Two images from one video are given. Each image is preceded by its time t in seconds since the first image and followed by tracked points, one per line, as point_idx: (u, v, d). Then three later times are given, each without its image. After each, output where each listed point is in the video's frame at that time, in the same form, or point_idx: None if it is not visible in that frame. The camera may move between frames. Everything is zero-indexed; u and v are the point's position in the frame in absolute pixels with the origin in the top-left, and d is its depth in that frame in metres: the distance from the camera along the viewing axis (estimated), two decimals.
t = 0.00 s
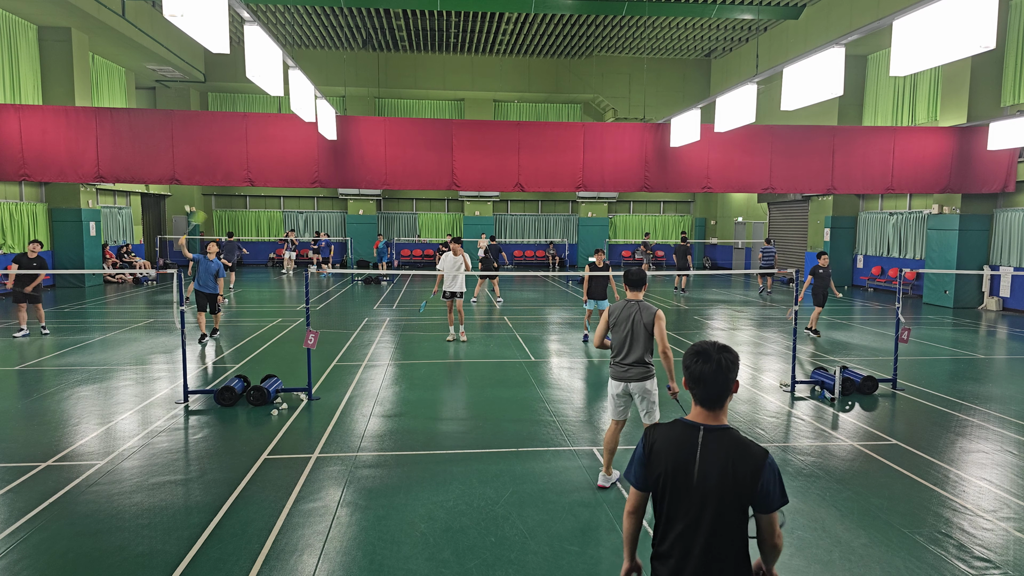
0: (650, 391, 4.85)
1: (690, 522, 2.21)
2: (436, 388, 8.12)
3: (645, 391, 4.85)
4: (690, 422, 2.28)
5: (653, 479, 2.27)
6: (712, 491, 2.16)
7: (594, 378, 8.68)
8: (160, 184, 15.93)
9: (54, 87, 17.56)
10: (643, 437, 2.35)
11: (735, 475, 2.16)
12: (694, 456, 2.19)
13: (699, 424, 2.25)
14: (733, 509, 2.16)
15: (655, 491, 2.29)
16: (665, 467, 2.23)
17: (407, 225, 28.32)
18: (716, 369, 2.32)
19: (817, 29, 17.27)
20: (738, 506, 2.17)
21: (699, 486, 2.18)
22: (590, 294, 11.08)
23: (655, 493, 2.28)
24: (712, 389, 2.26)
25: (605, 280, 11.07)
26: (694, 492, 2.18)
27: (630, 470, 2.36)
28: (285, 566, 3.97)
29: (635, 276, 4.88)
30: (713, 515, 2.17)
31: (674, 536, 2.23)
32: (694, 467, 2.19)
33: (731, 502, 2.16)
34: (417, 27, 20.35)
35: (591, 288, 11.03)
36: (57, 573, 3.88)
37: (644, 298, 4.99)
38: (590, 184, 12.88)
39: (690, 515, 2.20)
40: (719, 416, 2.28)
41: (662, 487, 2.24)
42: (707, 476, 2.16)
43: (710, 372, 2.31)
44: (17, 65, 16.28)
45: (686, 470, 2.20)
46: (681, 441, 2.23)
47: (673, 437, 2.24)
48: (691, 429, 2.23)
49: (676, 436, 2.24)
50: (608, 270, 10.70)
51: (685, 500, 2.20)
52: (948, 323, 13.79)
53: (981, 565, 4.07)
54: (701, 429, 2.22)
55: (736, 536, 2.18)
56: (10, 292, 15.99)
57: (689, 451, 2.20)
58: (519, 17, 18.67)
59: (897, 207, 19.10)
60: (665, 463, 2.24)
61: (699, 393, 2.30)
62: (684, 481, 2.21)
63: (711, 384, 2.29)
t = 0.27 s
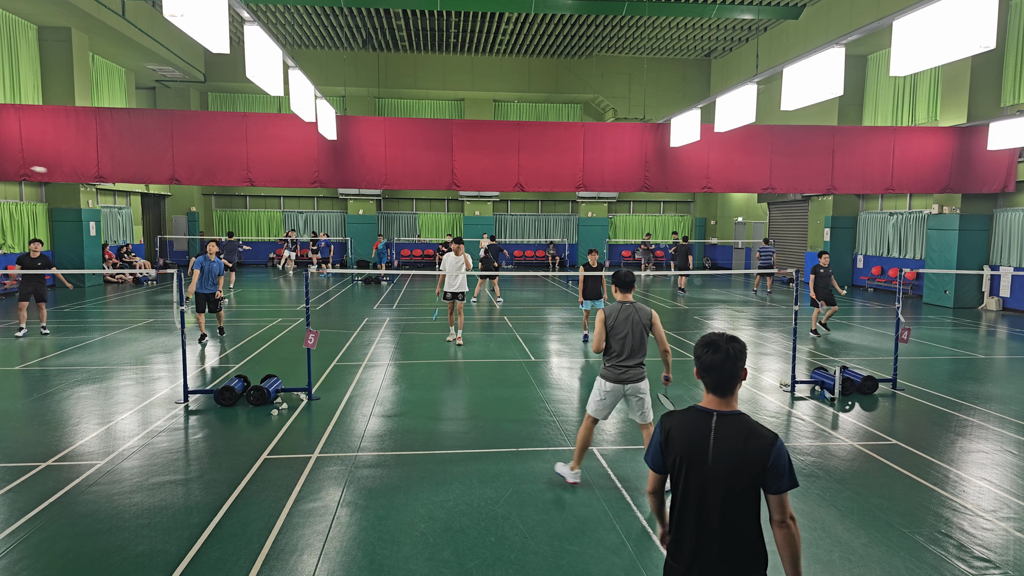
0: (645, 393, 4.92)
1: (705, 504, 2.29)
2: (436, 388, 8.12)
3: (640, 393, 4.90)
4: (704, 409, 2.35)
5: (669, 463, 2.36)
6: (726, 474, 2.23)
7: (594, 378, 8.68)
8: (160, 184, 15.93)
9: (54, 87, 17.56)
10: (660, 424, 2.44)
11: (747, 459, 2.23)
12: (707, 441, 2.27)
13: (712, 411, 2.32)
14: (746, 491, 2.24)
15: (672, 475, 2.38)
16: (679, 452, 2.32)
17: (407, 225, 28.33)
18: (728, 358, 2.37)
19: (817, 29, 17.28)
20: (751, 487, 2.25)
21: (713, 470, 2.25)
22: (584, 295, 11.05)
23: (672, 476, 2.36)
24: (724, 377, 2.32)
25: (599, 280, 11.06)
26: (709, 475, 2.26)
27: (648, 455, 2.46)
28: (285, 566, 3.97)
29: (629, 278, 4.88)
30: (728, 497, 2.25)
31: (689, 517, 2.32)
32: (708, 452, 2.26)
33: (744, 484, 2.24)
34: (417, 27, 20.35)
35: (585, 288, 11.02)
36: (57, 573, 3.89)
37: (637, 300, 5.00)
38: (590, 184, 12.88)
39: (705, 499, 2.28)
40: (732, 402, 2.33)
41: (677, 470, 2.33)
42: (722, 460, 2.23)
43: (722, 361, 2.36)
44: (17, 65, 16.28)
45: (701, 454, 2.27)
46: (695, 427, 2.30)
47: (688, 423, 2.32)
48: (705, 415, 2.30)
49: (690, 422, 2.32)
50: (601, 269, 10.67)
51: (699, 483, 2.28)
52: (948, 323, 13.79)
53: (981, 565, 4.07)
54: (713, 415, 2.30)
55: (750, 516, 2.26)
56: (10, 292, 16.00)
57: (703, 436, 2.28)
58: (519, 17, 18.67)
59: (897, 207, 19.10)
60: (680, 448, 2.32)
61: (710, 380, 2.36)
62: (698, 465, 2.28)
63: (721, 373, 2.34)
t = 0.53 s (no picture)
0: (611, 398, 4.98)
1: (732, 485, 2.48)
2: (436, 388, 8.13)
3: (605, 399, 4.97)
4: (732, 398, 2.52)
5: (699, 448, 2.53)
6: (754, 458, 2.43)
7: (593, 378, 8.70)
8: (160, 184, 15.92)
9: (54, 87, 17.56)
10: (690, 411, 2.59)
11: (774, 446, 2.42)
12: (739, 428, 2.45)
13: (740, 400, 2.49)
14: (771, 475, 2.44)
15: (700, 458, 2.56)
16: (711, 438, 2.49)
17: (407, 225, 28.33)
18: (757, 350, 2.51)
19: (817, 29, 17.28)
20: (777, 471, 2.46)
21: (743, 455, 2.44)
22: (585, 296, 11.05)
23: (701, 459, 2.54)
24: (752, 370, 2.47)
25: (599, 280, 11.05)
26: (738, 461, 2.45)
27: (677, 439, 2.62)
28: (285, 566, 3.97)
29: (594, 282, 4.82)
30: (754, 480, 2.45)
31: (717, 498, 2.51)
32: (739, 439, 2.44)
33: (770, 468, 2.44)
34: (417, 27, 20.35)
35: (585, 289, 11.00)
36: (57, 573, 3.88)
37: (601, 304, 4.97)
38: (590, 184, 12.87)
39: (733, 482, 2.47)
40: (758, 391, 2.49)
41: (707, 455, 2.50)
42: (751, 446, 2.42)
43: (749, 354, 2.50)
44: (17, 65, 16.28)
45: (731, 441, 2.45)
46: (727, 415, 2.47)
47: (719, 411, 2.49)
48: (736, 404, 2.48)
49: (721, 411, 2.49)
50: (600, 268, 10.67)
51: (729, 468, 2.47)
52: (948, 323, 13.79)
53: (981, 565, 4.07)
54: (744, 405, 2.46)
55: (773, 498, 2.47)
56: (10, 292, 16.00)
57: (735, 424, 2.46)
58: (519, 17, 18.67)
59: (897, 207, 19.10)
60: (712, 434, 2.49)
61: (739, 370, 2.50)
62: (729, 451, 2.46)
63: (752, 363, 2.49)
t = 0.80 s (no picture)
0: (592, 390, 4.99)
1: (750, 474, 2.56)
2: (436, 388, 8.13)
3: (587, 390, 4.97)
4: (748, 389, 2.60)
5: (718, 438, 2.59)
6: (772, 447, 2.53)
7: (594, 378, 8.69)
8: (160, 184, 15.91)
9: (54, 87, 17.56)
10: (706, 402, 2.64)
11: (791, 434, 2.54)
12: (759, 418, 2.53)
13: (757, 390, 2.58)
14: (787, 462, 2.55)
15: (718, 447, 2.62)
16: (732, 428, 2.55)
17: (407, 225, 28.34)
18: (773, 342, 2.60)
19: (817, 29, 17.28)
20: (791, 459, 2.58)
21: (762, 445, 2.53)
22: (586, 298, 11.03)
23: (719, 449, 2.60)
24: (768, 361, 2.57)
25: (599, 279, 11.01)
26: (757, 449, 2.53)
27: (693, 431, 2.65)
28: (285, 566, 3.97)
29: (576, 275, 4.96)
30: (771, 468, 2.55)
31: (735, 487, 2.58)
32: (758, 429, 2.53)
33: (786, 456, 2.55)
34: (417, 27, 20.35)
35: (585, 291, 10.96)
36: (57, 573, 3.88)
37: (582, 297, 5.06)
38: (590, 184, 12.87)
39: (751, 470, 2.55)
40: (772, 381, 2.59)
41: (726, 445, 2.57)
42: (770, 435, 2.52)
43: (764, 345, 2.59)
44: (17, 66, 16.28)
45: (752, 430, 2.53)
46: (745, 405, 2.55)
47: (738, 401, 2.57)
48: (755, 395, 2.56)
49: (740, 401, 2.56)
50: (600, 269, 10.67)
51: (748, 457, 2.55)
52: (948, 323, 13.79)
53: (981, 565, 4.07)
54: (761, 394, 2.56)
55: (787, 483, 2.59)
56: (10, 292, 16.00)
57: (755, 414, 2.54)
58: (519, 17, 18.67)
59: (897, 207, 19.10)
60: (732, 424, 2.56)
61: (758, 362, 2.58)
62: (749, 440, 2.54)
63: (770, 355, 2.58)
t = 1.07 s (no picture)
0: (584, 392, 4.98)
1: (746, 466, 2.62)
2: (436, 388, 8.12)
3: (578, 392, 4.95)
4: (738, 383, 2.66)
5: (714, 434, 2.63)
6: (766, 438, 2.59)
7: (594, 378, 8.69)
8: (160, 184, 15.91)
9: (54, 87, 17.56)
10: (700, 400, 2.67)
11: (782, 425, 2.61)
12: (751, 413, 2.59)
13: (746, 384, 2.64)
14: (780, 451, 2.63)
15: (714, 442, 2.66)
16: (727, 423, 2.60)
17: (407, 225, 28.34)
18: (760, 337, 2.65)
19: (817, 30, 17.28)
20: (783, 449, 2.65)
21: (756, 437, 2.59)
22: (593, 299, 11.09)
23: (715, 444, 2.64)
24: (758, 356, 2.61)
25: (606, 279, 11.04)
26: (752, 442, 2.59)
27: (688, 429, 2.69)
28: (285, 566, 3.97)
29: (575, 278, 4.98)
30: (766, 460, 2.61)
31: (733, 481, 2.63)
32: (751, 421, 2.58)
33: (779, 446, 2.62)
34: (417, 27, 20.35)
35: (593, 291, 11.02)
36: (57, 573, 3.88)
37: (580, 299, 5.06)
38: (590, 184, 12.87)
39: (748, 462, 2.61)
40: (760, 374, 2.66)
41: (724, 440, 2.61)
42: (763, 427, 2.58)
43: (752, 340, 2.63)
44: (17, 66, 16.28)
45: (746, 424, 2.59)
46: (737, 399, 2.61)
47: (730, 396, 2.62)
48: (746, 390, 2.62)
49: (733, 396, 2.62)
50: (601, 269, 10.67)
51: (744, 450, 2.60)
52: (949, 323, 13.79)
53: (981, 565, 4.07)
54: (751, 388, 2.63)
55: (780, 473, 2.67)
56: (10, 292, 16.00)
57: (747, 408, 2.59)
58: (519, 17, 18.67)
59: (897, 207, 19.10)
60: (727, 419, 2.61)
61: (748, 357, 2.63)
62: (743, 434, 2.59)
63: (759, 351, 2.63)
